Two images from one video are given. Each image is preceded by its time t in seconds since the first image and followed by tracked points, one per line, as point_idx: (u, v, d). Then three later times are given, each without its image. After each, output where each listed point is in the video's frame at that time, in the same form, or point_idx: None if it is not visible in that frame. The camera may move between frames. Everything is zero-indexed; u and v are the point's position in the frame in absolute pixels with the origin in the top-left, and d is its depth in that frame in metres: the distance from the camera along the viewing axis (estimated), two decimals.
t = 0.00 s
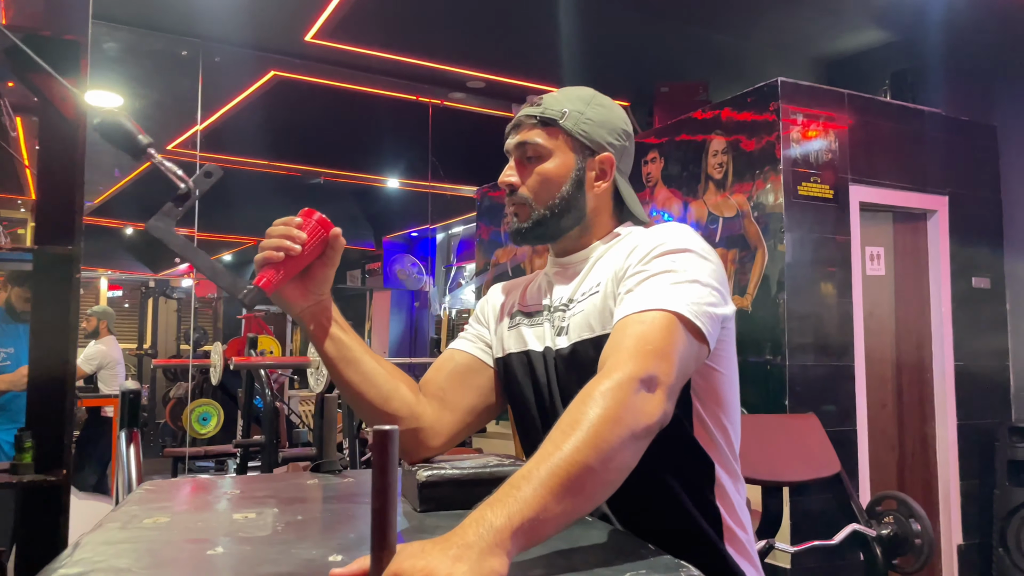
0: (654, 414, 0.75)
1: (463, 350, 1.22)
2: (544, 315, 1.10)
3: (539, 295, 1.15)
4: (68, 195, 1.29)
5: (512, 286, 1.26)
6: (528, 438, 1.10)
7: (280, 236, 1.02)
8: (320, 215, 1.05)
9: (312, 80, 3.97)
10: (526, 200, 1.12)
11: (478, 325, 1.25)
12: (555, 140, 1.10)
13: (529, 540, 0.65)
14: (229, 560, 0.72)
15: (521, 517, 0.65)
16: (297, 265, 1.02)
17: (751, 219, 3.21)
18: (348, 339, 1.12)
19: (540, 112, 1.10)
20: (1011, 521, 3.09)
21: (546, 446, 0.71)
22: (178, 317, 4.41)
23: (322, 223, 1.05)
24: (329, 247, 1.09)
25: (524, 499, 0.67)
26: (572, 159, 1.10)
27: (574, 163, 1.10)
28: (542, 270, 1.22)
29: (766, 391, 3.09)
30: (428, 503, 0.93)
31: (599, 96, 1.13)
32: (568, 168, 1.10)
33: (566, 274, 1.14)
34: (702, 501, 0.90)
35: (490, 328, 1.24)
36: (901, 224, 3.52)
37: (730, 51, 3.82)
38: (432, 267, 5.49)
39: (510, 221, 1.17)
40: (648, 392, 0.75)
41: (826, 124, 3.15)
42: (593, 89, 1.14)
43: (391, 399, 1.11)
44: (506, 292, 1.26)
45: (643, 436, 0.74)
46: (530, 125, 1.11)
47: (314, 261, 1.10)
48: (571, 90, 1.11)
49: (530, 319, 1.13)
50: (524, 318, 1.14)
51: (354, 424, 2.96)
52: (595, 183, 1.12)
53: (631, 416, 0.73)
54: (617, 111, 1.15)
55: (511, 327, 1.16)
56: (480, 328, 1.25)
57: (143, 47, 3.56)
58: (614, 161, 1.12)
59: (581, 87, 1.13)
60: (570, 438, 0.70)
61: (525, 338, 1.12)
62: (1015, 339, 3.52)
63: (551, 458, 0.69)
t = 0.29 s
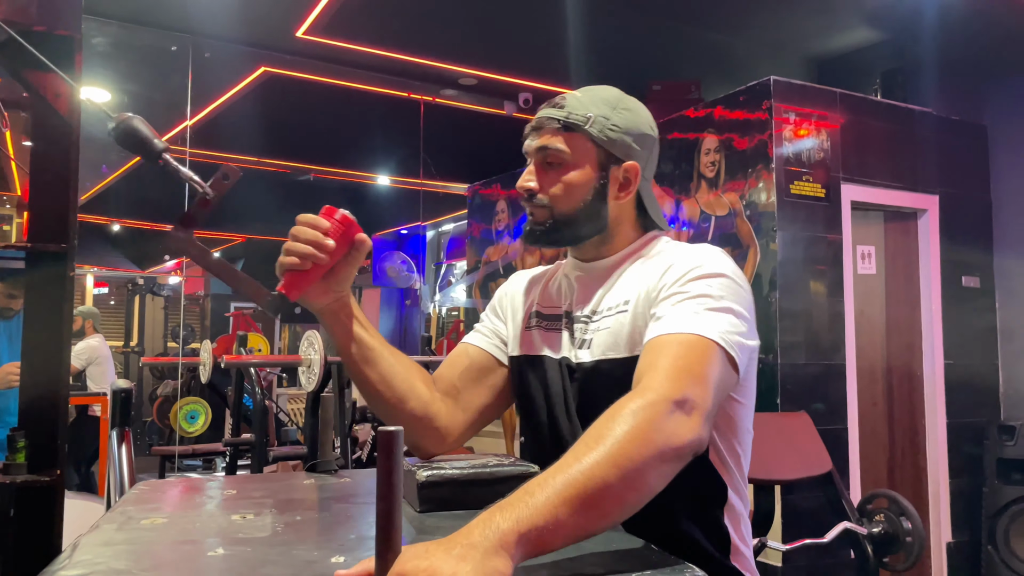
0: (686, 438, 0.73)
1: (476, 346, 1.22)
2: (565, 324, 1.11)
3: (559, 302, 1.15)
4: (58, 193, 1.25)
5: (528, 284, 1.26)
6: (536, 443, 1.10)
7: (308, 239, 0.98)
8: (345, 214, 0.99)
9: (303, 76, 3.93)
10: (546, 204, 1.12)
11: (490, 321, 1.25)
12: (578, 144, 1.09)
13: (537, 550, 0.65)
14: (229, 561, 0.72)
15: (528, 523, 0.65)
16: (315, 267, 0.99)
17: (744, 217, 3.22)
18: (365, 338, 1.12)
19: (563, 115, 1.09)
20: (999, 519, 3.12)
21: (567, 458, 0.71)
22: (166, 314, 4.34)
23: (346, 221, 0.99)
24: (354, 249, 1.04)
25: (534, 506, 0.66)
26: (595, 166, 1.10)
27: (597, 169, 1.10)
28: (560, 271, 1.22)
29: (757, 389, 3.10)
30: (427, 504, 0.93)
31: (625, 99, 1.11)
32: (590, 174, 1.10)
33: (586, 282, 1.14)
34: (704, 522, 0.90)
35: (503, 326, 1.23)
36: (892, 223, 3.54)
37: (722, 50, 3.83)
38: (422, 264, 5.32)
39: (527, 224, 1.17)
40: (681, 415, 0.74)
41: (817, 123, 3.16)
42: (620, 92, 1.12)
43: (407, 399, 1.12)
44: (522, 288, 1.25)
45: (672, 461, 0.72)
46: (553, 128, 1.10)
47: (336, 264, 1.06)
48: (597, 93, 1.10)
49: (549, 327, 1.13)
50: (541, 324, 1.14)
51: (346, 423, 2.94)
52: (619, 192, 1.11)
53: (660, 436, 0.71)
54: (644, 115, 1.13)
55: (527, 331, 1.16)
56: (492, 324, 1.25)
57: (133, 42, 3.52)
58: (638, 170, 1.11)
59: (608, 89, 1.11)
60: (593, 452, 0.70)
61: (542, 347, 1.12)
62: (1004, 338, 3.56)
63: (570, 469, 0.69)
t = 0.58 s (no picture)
0: (753, 523, 0.71)
1: (557, 370, 1.35)
2: (664, 399, 1.14)
3: (657, 367, 1.18)
4: (52, 195, 1.64)
5: (614, 317, 1.32)
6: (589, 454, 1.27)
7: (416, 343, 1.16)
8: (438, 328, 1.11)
9: (293, 72, 3.92)
10: (678, 292, 1.06)
11: (574, 347, 1.34)
12: (716, 228, 0.99)
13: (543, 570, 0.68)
14: (232, 561, 0.74)
15: (538, 541, 0.69)
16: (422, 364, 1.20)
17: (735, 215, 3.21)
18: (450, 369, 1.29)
19: (700, 195, 0.98)
20: (986, 515, 3.17)
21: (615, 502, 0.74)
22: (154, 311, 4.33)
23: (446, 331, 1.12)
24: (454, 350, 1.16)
25: (550, 529, 0.70)
26: (737, 251, 1.00)
27: (738, 254, 1.00)
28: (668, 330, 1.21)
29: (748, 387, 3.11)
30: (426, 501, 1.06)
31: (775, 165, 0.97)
32: (730, 259, 1.01)
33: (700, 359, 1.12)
34: None
35: (586, 354, 1.33)
36: (881, 220, 3.56)
37: (713, 49, 3.85)
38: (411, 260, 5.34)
39: (655, 303, 1.12)
40: (758, 497, 0.73)
41: (807, 121, 3.12)
42: (769, 150, 0.98)
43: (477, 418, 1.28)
44: (616, 318, 1.32)
45: (722, 542, 0.71)
46: (684, 205, 1.00)
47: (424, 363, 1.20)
48: (741, 164, 0.97)
49: (643, 388, 1.18)
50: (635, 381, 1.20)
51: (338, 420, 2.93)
52: (766, 273, 1.02)
53: (713, 508, 0.71)
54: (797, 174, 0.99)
55: (620, 382, 1.22)
56: (575, 349, 1.34)
57: (122, 38, 3.50)
58: (788, 248, 1.01)
59: (756, 155, 0.97)
60: (640, 503, 0.72)
61: (625, 401, 1.20)
62: (992, 336, 3.61)
63: (608, 511, 0.72)
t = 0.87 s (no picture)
0: None
1: (583, 392, 1.54)
2: (694, 447, 1.30)
3: (686, 409, 1.36)
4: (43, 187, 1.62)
5: (645, 347, 1.51)
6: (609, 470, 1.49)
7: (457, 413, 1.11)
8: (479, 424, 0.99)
9: (282, 68, 3.89)
10: (719, 349, 1.20)
11: (602, 372, 1.54)
12: (764, 291, 1.12)
13: None
14: (224, 561, 0.74)
15: (540, 563, 0.77)
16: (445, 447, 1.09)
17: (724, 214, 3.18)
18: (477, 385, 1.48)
19: (750, 258, 1.10)
20: (973, 512, 3.20)
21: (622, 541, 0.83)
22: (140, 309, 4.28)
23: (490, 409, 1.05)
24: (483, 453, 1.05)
25: (555, 552, 0.78)
26: (783, 312, 1.14)
27: (782, 315, 1.14)
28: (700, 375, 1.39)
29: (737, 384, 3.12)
30: (419, 499, 1.11)
31: (826, 232, 1.10)
32: (772, 320, 1.15)
33: (734, 411, 1.28)
34: None
35: (611, 380, 1.54)
36: (869, 219, 3.58)
37: (703, 48, 3.86)
38: (400, 258, 5.28)
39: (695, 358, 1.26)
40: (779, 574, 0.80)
41: (796, 121, 3.13)
42: (822, 212, 1.10)
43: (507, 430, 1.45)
44: (644, 351, 1.51)
45: None
46: (733, 267, 1.12)
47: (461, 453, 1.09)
48: (795, 228, 1.09)
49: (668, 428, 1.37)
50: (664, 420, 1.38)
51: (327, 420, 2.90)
52: (814, 334, 1.16)
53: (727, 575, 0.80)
54: (852, 235, 1.12)
55: (649, 416, 1.41)
56: (603, 374, 1.54)
57: (108, 33, 3.46)
58: (837, 311, 1.15)
59: (810, 219, 1.09)
60: (652, 549, 0.82)
61: (649, 437, 1.39)
62: (978, 334, 3.65)
63: (619, 548, 0.81)
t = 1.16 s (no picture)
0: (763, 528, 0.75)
1: (523, 355, 1.42)
2: (629, 375, 1.24)
3: (621, 344, 1.28)
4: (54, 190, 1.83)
5: (572, 298, 1.43)
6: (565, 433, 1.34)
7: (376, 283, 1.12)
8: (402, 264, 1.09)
9: (273, 66, 3.87)
10: (625, 261, 1.18)
11: (539, 331, 1.43)
12: (664, 199, 1.13)
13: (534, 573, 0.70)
14: (217, 560, 0.73)
15: (531, 551, 0.71)
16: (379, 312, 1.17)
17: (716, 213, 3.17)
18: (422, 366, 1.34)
19: (646, 165, 1.10)
20: (963, 510, 3.22)
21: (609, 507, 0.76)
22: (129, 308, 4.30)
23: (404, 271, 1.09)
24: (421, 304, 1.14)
25: (542, 537, 0.72)
26: (683, 220, 1.13)
27: (684, 225, 1.14)
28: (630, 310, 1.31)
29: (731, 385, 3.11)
30: (410, 500, 1.05)
31: (721, 139, 1.08)
32: (674, 229, 1.14)
33: (661, 331, 1.23)
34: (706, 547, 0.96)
35: (550, 338, 1.42)
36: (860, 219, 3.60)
37: (696, 47, 3.87)
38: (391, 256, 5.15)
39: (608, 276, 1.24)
40: (759, 500, 0.77)
41: (788, 120, 3.14)
42: (716, 121, 1.09)
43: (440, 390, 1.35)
44: (577, 307, 1.41)
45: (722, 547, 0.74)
46: (633, 177, 1.12)
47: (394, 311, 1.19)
48: (685, 135, 1.08)
49: (610, 367, 1.27)
50: (596, 362, 1.29)
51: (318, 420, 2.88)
52: (715, 243, 1.15)
53: (716, 516, 0.74)
54: (743, 146, 1.10)
55: (584, 361, 1.31)
56: (540, 334, 1.43)
57: (99, 30, 3.43)
58: (735, 219, 1.14)
59: (703, 125, 1.08)
60: (637, 508, 0.75)
61: (586, 377, 1.30)
62: (968, 333, 3.68)
63: (603, 515, 0.74)
